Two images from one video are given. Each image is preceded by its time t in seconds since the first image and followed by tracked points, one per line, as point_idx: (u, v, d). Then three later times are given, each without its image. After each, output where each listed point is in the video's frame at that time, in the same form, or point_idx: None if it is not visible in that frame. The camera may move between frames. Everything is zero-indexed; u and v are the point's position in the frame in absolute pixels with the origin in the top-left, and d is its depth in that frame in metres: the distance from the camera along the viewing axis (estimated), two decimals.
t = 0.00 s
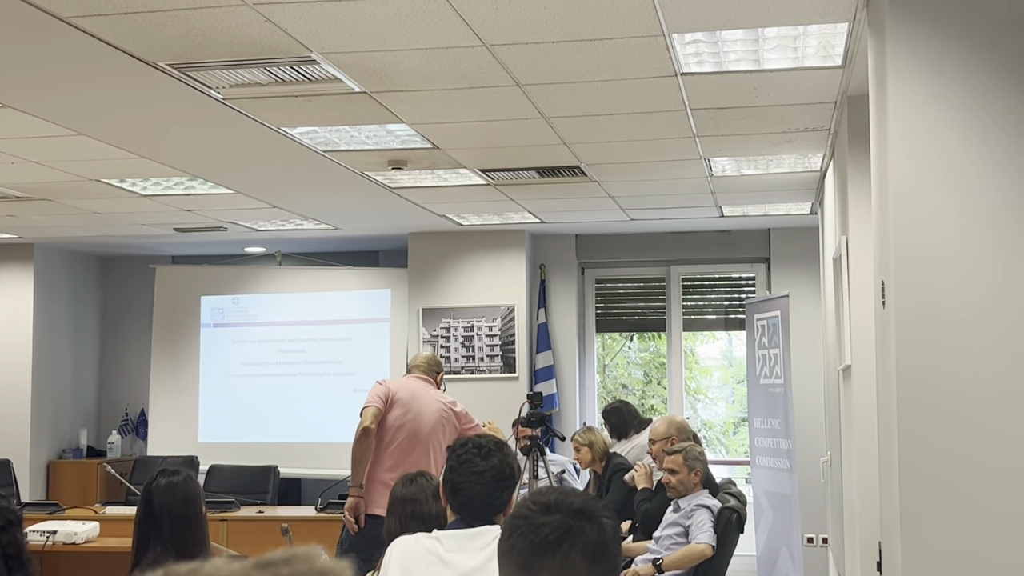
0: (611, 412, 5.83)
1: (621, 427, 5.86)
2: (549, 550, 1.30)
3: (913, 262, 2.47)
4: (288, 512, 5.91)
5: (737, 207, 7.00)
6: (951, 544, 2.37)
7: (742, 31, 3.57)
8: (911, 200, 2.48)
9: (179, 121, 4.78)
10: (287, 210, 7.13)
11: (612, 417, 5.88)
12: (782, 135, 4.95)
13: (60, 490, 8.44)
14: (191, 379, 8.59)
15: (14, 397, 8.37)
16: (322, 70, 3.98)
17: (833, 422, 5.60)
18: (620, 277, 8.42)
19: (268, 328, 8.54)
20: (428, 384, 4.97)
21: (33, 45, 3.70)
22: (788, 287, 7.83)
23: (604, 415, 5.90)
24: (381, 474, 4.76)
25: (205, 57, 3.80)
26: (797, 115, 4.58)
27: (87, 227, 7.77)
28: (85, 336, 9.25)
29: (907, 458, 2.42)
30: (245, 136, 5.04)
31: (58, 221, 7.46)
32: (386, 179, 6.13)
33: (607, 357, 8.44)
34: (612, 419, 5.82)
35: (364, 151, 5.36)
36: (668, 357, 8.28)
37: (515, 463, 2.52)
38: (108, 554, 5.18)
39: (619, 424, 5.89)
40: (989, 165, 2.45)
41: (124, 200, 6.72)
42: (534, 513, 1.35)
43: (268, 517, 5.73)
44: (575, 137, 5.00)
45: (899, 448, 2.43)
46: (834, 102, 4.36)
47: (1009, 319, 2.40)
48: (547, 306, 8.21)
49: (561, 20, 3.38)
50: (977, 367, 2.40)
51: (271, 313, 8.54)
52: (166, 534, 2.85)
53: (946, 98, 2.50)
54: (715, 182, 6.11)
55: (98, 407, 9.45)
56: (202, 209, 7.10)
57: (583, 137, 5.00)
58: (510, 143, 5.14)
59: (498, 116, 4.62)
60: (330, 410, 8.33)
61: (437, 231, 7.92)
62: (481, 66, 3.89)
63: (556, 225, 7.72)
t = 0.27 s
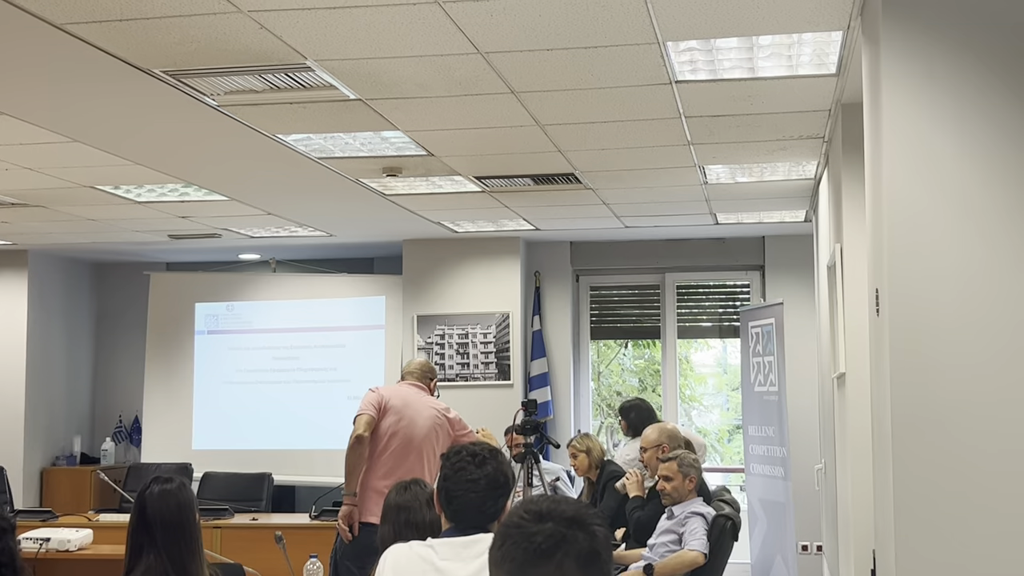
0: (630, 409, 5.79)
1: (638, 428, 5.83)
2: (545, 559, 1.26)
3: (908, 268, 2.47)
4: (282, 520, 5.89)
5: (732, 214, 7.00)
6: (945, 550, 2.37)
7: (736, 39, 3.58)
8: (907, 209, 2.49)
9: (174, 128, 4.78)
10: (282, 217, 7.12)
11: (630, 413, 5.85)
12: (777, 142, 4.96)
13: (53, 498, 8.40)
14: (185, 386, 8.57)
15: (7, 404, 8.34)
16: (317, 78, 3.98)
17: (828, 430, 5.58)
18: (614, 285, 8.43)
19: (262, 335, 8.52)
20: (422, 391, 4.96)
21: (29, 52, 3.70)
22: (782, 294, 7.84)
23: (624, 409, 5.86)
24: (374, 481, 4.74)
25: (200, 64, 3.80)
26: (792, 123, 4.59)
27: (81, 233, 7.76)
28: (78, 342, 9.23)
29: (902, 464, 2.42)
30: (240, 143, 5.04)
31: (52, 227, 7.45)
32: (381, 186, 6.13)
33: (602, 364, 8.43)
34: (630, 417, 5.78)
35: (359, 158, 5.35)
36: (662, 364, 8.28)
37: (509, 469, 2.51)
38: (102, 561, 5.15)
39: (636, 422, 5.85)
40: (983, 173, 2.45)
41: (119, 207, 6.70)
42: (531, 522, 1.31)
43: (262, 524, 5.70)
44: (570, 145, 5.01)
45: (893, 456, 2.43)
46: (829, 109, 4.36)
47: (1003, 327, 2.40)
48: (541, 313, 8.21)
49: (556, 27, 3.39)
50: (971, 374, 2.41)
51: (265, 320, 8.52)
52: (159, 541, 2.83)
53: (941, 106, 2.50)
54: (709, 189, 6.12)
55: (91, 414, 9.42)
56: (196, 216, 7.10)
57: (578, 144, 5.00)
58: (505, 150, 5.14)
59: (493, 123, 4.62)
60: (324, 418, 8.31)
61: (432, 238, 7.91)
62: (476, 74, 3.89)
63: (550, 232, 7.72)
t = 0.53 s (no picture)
0: (658, 404, 5.84)
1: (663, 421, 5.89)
2: (539, 562, 1.26)
3: (901, 271, 2.47)
4: (276, 523, 5.87)
5: (726, 217, 7.01)
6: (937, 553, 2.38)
7: (731, 43, 3.58)
8: (901, 212, 2.49)
9: (168, 130, 4.77)
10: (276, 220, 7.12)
11: (659, 407, 5.89)
12: (771, 146, 4.97)
13: (46, 500, 8.37)
14: (179, 389, 8.55)
15: None
16: (311, 80, 3.97)
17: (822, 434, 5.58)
18: (608, 288, 8.43)
19: (256, 337, 8.51)
20: (413, 393, 4.96)
21: (22, 54, 3.69)
22: (776, 298, 7.85)
23: (656, 400, 5.89)
24: (367, 484, 4.73)
25: (194, 66, 3.79)
26: (786, 127, 4.60)
27: (74, 235, 7.74)
28: (72, 344, 9.20)
29: (895, 467, 2.42)
30: (234, 145, 5.03)
31: (46, 229, 7.43)
32: (375, 189, 6.12)
33: (596, 367, 8.44)
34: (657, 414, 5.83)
35: (354, 161, 5.35)
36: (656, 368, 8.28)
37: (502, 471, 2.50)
38: (95, 565, 5.14)
39: (665, 415, 5.90)
40: (978, 177, 2.46)
41: (113, 209, 6.69)
42: (526, 525, 1.31)
43: (255, 528, 5.69)
44: (564, 148, 5.01)
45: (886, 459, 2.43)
46: (823, 113, 4.38)
47: (996, 332, 2.41)
48: (536, 316, 8.21)
49: (550, 31, 3.39)
50: (964, 377, 2.41)
51: (259, 323, 8.51)
52: (152, 544, 2.82)
53: (936, 110, 2.51)
54: (703, 193, 6.12)
55: (85, 417, 9.40)
56: (190, 218, 7.09)
57: (573, 147, 5.01)
58: (500, 153, 5.14)
59: (488, 126, 4.62)
60: (318, 421, 8.30)
61: (426, 241, 7.91)
62: (470, 77, 3.89)
63: (545, 235, 7.73)
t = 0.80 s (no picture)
0: (662, 398, 6.03)
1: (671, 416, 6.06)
2: (532, 561, 1.26)
3: (894, 272, 2.48)
4: (269, 521, 5.86)
5: (720, 217, 7.02)
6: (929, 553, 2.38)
7: (725, 42, 3.59)
8: (895, 214, 2.50)
9: (161, 128, 4.75)
10: (270, 218, 7.10)
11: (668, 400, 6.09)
12: (764, 146, 4.97)
13: (38, 499, 8.35)
14: (172, 387, 8.53)
15: None
16: (305, 79, 3.97)
17: (814, 433, 5.59)
18: (602, 287, 8.44)
19: (249, 336, 8.49)
20: (404, 391, 4.96)
21: (15, 51, 3.68)
22: (770, 297, 7.87)
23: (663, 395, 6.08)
24: (359, 483, 4.73)
25: (188, 65, 3.79)
26: (780, 127, 4.61)
27: (67, 233, 7.71)
28: (64, 342, 9.17)
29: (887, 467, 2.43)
30: (228, 143, 5.02)
31: (38, 227, 7.41)
32: (369, 187, 6.12)
33: (590, 366, 8.45)
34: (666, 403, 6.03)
35: (348, 159, 5.34)
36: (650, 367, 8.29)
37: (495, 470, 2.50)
38: (88, 563, 5.12)
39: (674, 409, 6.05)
40: (973, 178, 2.46)
41: (106, 207, 6.67)
42: (519, 524, 1.31)
43: (248, 526, 5.68)
44: (558, 147, 5.01)
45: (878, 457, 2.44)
46: (816, 113, 4.38)
47: (991, 331, 2.41)
48: (529, 315, 8.21)
49: (545, 30, 3.39)
50: (957, 378, 2.42)
51: (253, 321, 8.49)
52: (145, 543, 2.81)
53: (931, 111, 2.51)
54: (697, 192, 6.13)
55: (77, 415, 9.37)
56: (183, 217, 7.07)
57: (567, 147, 5.01)
58: (493, 152, 5.13)
59: (482, 125, 4.61)
60: (311, 419, 8.29)
61: (420, 239, 7.90)
62: (464, 76, 3.89)
63: (538, 234, 7.73)
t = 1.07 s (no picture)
0: (653, 394, 5.98)
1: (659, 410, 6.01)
2: (518, 555, 1.26)
3: (887, 270, 2.48)
4: (261, 516, 5.86)
5: (713, 213, 7.03)
6: (920, 549, 2.39)
7: (718, 38, 3.58)
8: (889, 211, 2.50)
9: (154, 122, 4.74)
10: (262, 212, 7.09)
11: (656, 396, 6.01)
12: (758, 142, 4.98)
13: (30, 492, 8.33)
14: (164, 381, 8.51)
15: None
16: (298, 73, 3.96)
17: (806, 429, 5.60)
18: (595, 282, 8.44)
19: (241, 330, 8.47)
20: (398, 387, 4.95)
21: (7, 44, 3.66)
22: (762, 293, 7.88)
23: (652, 390, 6.00)
24: (351, 478, 4.73)
25: (180, 58, 3.77)
26: (773, 123, 4.61)
27: (59, 227, 7.69)
28: (56, 336, 9.14)
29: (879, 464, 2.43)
30: (220, 138, 5.01)
31: (30, 220, 7.38)
32: (362, 182, 6.11)
33: (582, 361, 8.45)
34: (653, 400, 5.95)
35: (340, 154, 5.33)
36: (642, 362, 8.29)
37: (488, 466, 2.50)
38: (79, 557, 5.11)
39: (662, 405, 5.99)
40: (967, 176, 2.47)
41: (98, 200, 6.65)
42: (508, 518, 1.31)
43: (240, 521, 5.68)
44: (552, 142, 5.01)
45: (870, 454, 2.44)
46: (810, 109, 4.39)
47: (982, 328, 2.42)
48: (522, 310, 8.21)
49: (538, 25, 3.38)
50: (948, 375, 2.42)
51: (245, 315, 8.48)
52: (137, 537, 2.80)
53: (926, 108, 2.52)
54: (690, 188, 6.13)
55: (69, 409, 9.35)
56: (176, 210, 7.05)
57: (560, 142, 5.00)
58: (487, 147, 5.13)
59: (475, 120, 4.61)
60: (304, 414, 8.28)
61: (413, 234, 7.90)
62: (458, 70, 3.88)
63: (532, 230, 7.73)
